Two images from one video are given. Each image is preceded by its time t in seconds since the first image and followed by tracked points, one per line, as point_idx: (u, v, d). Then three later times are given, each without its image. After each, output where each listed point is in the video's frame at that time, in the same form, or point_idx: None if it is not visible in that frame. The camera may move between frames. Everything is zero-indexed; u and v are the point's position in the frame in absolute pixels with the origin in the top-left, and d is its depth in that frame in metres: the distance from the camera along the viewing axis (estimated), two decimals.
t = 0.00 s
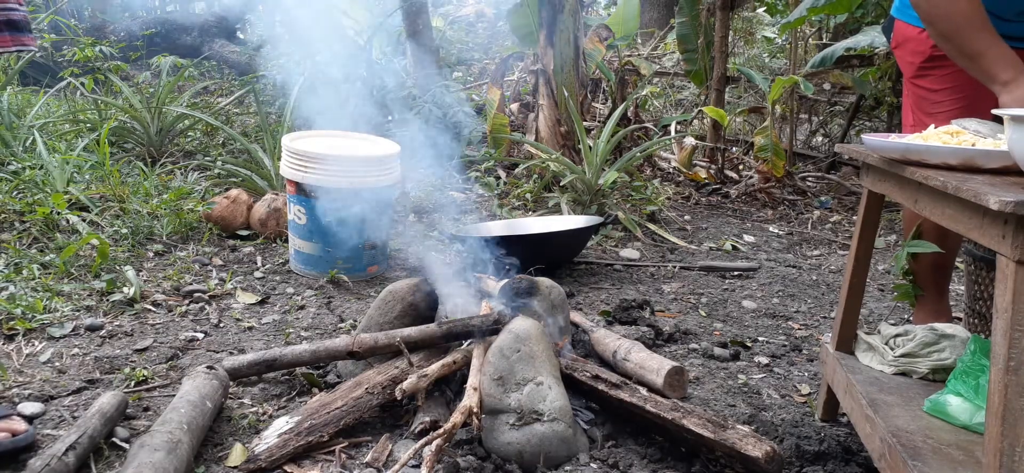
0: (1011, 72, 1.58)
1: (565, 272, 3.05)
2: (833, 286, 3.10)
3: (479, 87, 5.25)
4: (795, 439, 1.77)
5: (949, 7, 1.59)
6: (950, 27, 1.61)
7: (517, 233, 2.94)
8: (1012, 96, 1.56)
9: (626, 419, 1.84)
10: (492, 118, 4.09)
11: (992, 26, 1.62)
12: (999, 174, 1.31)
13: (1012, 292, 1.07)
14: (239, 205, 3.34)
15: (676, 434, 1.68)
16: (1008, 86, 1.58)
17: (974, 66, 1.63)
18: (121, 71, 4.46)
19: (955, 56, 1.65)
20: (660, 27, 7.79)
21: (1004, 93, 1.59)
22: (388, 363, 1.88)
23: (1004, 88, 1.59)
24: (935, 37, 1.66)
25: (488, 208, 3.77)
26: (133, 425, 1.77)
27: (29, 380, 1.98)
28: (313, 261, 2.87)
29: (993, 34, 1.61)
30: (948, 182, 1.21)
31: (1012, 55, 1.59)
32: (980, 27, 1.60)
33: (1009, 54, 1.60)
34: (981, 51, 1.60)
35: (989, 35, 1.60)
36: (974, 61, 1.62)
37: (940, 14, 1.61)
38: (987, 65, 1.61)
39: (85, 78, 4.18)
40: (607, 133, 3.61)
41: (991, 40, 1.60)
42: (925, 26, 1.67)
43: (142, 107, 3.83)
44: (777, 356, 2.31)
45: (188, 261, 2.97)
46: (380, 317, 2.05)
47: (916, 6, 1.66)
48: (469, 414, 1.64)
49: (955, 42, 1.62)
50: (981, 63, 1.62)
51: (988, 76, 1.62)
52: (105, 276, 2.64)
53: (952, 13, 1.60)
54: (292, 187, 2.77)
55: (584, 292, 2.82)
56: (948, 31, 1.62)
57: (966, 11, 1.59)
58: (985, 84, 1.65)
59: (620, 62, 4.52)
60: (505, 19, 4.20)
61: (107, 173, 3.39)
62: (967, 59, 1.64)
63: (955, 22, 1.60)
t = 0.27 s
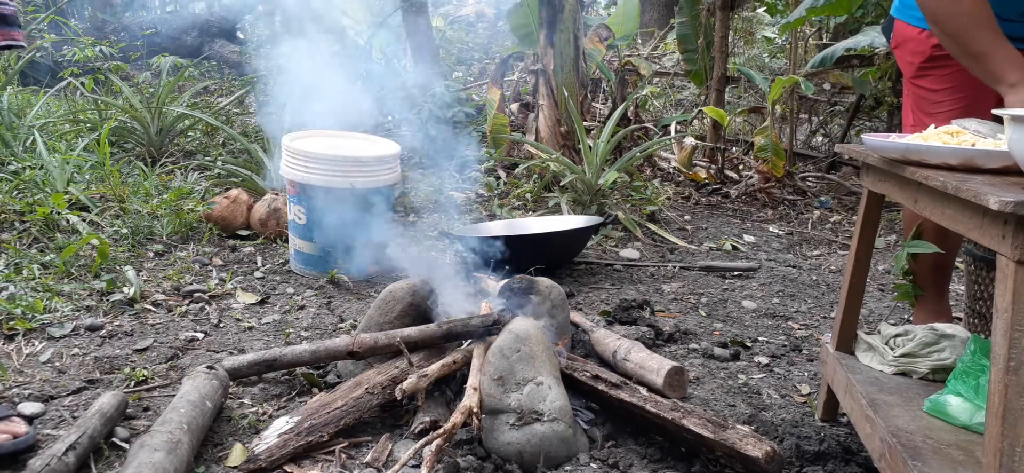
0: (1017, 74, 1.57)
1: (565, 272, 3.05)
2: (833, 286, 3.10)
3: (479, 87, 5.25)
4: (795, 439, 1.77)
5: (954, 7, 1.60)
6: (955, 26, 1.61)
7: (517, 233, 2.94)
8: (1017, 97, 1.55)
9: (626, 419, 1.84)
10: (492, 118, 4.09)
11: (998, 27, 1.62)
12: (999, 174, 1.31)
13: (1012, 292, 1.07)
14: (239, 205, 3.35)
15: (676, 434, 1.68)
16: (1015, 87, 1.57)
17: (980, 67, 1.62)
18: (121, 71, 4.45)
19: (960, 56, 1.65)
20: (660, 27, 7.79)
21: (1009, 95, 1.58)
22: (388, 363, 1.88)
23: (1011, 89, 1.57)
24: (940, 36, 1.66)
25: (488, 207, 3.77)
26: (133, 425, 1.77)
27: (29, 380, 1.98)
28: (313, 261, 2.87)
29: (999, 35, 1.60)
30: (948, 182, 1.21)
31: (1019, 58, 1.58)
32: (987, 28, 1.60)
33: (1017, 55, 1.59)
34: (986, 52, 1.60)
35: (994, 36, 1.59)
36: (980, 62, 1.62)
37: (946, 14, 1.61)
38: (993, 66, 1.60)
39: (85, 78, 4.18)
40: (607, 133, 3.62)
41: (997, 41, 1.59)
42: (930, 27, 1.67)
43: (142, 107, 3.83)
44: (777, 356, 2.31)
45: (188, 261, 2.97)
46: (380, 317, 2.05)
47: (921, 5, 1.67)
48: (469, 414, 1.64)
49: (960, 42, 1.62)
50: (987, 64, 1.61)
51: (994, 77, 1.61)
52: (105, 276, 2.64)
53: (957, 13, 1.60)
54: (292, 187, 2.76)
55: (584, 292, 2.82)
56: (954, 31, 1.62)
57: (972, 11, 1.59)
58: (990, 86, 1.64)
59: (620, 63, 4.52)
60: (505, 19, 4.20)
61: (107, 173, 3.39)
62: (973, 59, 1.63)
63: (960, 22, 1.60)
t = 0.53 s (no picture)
0: (1001, 83, 1.57)
1: (565, 272, 3.05)
2: (833, 286, 3.10)
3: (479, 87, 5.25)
4: (795, 439, 1.77)
5: (949, 10, 1.60)
6: (948, 29, 1.61)
7: (517, 233, 2.94)
8: (1001, 104, 1.55)
9: (626, 419, 1.84)
10: (492, 118, 4.09)
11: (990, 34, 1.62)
12: (998, 174, 1.31)
13: (1011, 292, 1.07)
14: (239, 204, 3.35)
15: (676, 434, 1.68)
16: (1000, 96, 1.57)
17: (969, 72, 1.62)
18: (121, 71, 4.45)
19: (951, 60, 1.64)
20: (660, 27, 7.80)
21: (992, 102, 1.58)
22: (388, 363, 1.88)
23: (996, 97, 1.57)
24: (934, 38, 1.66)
25: (488, 207, 3.77)
26: (133, 425, 1.77)
27: (29, 380, 1.98)
28: (313, 261, 2.88)
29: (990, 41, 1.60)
30: (947, 182, 1.21)
31: (1006, 68, 1.58)
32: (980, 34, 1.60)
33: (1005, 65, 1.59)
34: (977, 56, 1.60)
35: (987, 41, 1.59)
36: (968, 67, 1.62)
37: (940, 15, 1.62)
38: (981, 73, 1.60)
39: (85, 78, 4.18)
40: (608, 133, 3.62)
41: (988, 47, 1.60)
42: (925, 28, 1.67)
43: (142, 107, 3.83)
44: (777, 356, 2.31)
45: (188, 261, 2.97)
46: (380, 317, 2.05)
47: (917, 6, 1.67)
48: (469, 414, 1.64)
49: (951, 45, 1.62)
50: (976, 69, 1.61)
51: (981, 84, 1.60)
52: (105, 276, 2.64)
53: (952, 16, 1.60)
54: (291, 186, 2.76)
55: (584, 292, 2.82)
56: (947, 34, 1.62)
57: (965, 15, 1.60)
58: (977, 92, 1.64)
59: (620, 63, 4.52)
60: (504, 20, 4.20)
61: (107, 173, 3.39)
62: (962, 65, 1.63)
63: (954, 26, 1.61)
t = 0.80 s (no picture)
0: (1005, 75, 1.57)
1: (565, 272, 3.05)
2: (833, 286, 3.10)
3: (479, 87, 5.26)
4: (795, 439, 1.77)
5: (943, 8, 1.60)
6: (945, 27, 1.61)
7: (517, 233, 2.94)
8: (1006, 97, 1.55)
9: (626, 419, 1.84)
10: (492, 118, 4.09)
11: (987, 28, 1.62)
12: (999, 174, 1.31)
13: (1011, 292, 1.07)
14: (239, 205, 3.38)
15: (676, 434, 1.68)
16: (1003, 88, 1.56)
17: (968, 67, 1.62)
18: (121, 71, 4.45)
19: (950, 58, 1.64)
20: (660, 27, 7.79)
21: (997, 96, 1.58)
22: (388, 363, 1.88)
23: (998, 89, 1.57)
24: (931, 36, 1.65)
25: (488, 207, 3.77)
26: (133, 425, 1.77)
27: (29, 380, 1.98)
28: (313, 261, 2.88)
29: (988, 36, 1.60)
30: (948, 181, 1.21)
31: (1007, 59, 1.58)
32: (977, 28, 1.60)
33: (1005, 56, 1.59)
34: (975, 52, 1.60)
35: (984, 36, 1.59)
36: (967, 63, 1.62)
37: (934, 14, 1.62)
38: (981, 67, 1.60)
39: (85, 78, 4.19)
40: (607, 133, 3.62)
41: (987, 41, 1.59)
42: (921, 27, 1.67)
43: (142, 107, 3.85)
44: (777, 357, 2.31)
45: (188, 261, 2.97)
46: (380, 317, 2.05)
47: (911, 6, 1.67)
48: (469, 414, 1.64)
49: (949, 42, 1.62)
50: (976, 64, 1.61)
51: (982, 78, 1.61)
52: (105, 276, 2.64)
53: (946, 14, 1.60)
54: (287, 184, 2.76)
55: (584, 292, 2.82)
56: (943, 31, 1.62)
57: (961, 11, 1.59)
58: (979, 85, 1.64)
59: (620, 62, 4.52)
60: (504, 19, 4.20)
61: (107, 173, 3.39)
62: (962, 61, 1.63)
63: (949, 22, 1.60)
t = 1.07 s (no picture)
0: (1007, 75, 1.57)
1: (565, 272, 3.05)
2: (833, 286, 3.10)
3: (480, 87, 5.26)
4: (795, 439, 1.77)
5: (945, 8, 1.60)
6: (946, 28, 1.61)
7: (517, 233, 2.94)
8: (1008, 97, 1.54)
9: (626, 419, 1.84)
10: (492, 118, 4.09)
11: (990, 27, 1.61)
12: (999, 174, 1.31)
13: (1012, 292, 1.07)
14: (238, 205, 3.40)
15: (676, 434, 1.68)
16: (1005, 87, 1.56)
17: (969, 67, 1.63)
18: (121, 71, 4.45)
19: (952, 58, 1.64)
20: (660, 27, 7.80)
21: (999, 96, 1.57)
22: (388, 363, 1.88)
23: (1000, 89, 1.57)
24: (932, 37, 1.66)
25: (488, 207, 3.77)
26: (133, 425, 1.77)
27: (30, 380, 1.98)
28: (313, 261, 2.88)
29: (989, 35, 1.60)
30: (949, 181, 1.21)
31: (1010, 59, 1.58)
32: (979, 28, 1.60)
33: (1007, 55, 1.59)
34: (977, 52, 1.60)
35: (986, 36, 1.59)
36: (969, 63, 1.62)
37: (935, 15, 1.62)
38: (982, 67, 1.60)
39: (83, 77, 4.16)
40: (607, 133, 3.62)
41: (988, 41, 1.59)
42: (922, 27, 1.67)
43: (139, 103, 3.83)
44: (777, 356, 2.31)
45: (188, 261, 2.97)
46: (380, 317, 2.05)
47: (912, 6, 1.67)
48: (469, 414, 1.64)
49: (950, 43, 1.62)
50: (977, 64, 1.61)
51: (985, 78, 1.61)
52: (105, 276, 2.64)
53: (947, 14, 1.60)
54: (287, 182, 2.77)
55: (584, 292, 2.82)
56: (945, 32, 1.62)
57: (963, 12, 1.59)
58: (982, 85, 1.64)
59: (620, 62, 4.53)
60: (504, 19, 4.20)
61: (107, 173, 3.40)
62: (964, 61, 1.63)
63: (951, 23, 1.60)
